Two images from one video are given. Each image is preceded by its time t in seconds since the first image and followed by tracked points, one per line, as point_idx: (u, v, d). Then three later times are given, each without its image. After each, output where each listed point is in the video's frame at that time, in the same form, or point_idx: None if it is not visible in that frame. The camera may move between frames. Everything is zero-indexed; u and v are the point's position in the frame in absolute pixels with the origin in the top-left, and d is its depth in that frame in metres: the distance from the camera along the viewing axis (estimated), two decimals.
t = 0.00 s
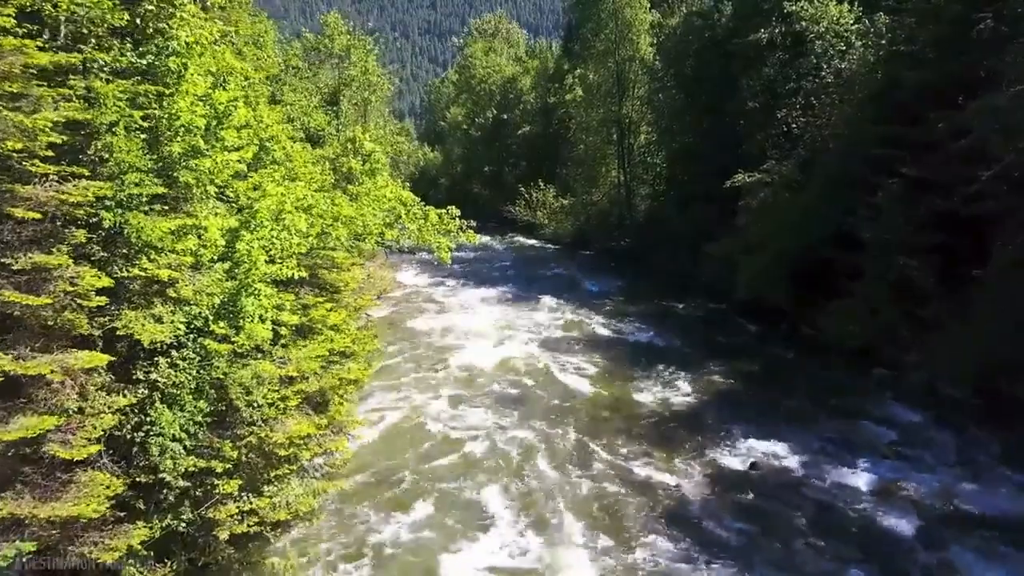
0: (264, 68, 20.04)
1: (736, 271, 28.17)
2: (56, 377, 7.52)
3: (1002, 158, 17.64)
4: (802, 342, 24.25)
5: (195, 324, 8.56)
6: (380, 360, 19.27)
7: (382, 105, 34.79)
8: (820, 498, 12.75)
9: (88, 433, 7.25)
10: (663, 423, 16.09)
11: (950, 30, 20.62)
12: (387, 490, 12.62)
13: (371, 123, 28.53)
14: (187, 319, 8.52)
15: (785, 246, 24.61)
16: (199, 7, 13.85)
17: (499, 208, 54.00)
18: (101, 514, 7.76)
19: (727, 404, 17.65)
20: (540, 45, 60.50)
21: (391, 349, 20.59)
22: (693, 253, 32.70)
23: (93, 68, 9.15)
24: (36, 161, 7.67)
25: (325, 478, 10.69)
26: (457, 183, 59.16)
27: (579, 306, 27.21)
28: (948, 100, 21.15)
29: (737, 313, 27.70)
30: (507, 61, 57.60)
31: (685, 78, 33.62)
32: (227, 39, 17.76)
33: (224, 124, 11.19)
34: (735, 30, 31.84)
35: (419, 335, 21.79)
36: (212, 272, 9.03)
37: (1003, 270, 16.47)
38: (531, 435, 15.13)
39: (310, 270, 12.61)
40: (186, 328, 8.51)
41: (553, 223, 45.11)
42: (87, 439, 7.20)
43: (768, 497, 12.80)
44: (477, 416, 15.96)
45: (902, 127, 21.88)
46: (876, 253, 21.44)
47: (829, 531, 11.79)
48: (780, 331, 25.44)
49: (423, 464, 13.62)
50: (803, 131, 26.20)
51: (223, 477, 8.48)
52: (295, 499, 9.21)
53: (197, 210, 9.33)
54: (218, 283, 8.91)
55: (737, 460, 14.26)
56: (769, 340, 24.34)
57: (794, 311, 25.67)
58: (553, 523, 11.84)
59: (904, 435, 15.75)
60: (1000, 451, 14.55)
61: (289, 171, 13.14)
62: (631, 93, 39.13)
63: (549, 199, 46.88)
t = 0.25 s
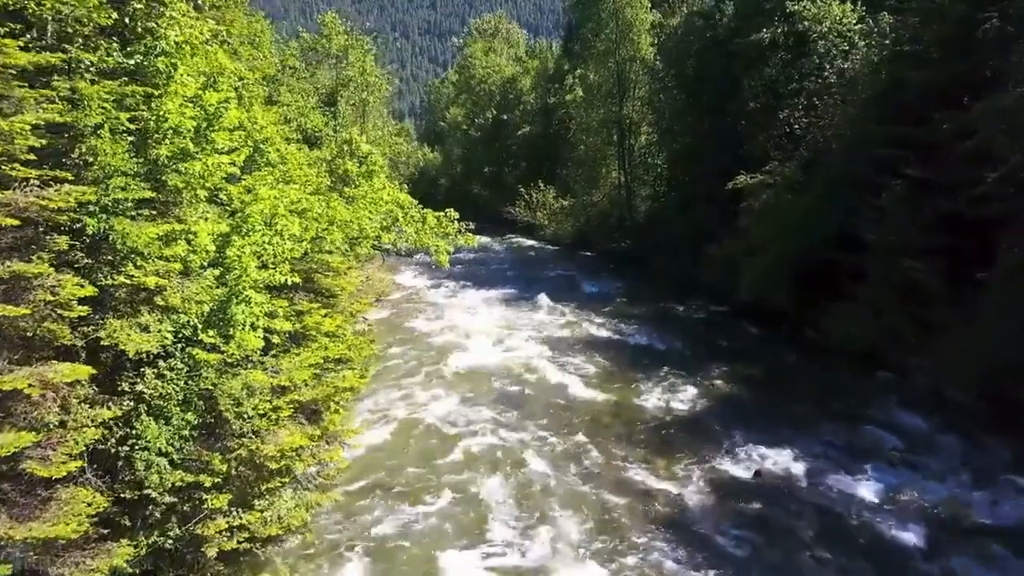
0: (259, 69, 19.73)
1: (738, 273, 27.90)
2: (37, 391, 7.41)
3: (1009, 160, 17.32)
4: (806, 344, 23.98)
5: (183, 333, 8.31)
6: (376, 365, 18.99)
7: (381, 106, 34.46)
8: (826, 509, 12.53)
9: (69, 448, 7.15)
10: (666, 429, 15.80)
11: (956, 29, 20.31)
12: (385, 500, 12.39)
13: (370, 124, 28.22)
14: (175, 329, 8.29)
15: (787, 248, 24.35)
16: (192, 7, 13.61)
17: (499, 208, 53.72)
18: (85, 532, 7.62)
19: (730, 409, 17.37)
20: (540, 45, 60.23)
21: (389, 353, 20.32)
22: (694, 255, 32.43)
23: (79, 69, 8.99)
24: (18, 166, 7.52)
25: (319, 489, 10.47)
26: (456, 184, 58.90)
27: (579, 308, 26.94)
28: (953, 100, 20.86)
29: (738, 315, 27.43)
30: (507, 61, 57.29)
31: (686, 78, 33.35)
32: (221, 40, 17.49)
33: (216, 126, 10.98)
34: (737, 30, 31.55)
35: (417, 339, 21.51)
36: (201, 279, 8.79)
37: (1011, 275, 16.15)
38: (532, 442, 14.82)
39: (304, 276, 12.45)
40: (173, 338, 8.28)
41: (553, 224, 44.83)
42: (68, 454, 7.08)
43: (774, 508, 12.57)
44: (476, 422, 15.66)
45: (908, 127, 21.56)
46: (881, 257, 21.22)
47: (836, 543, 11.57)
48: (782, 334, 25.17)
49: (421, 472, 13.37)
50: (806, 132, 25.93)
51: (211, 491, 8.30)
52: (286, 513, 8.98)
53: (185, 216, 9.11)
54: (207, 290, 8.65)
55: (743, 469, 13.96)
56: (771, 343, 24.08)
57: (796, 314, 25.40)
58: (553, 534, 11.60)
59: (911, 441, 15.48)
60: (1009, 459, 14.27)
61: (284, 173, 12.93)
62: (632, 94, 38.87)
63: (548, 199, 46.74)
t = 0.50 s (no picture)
0: (254, 69, 19.44)
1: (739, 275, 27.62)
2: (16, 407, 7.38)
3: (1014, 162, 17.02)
4: (808, 347, 23.73)
5: (171, 342, 8.10)
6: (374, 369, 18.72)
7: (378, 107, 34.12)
8: (831, 519, 12.31)
9: (49, 465, 7.12)
10: (668, 435, 15.53)
11: (962, 28, 20.02)
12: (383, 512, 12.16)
13: (367, 125, 27.91)
14: (162, 338, 8.07)
15: (789, 250, 24.09)
16: (183, 7, 13.37)
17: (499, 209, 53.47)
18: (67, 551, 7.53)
19: (733, 414, 17.12)
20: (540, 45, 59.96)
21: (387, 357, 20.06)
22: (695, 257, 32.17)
23: (64, 70, 8.92)
24: None
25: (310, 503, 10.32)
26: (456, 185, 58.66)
27: (579, 311, 26.70)
28: (958, 100, 20.54)
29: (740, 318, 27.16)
30: (507, 61, 57.01)
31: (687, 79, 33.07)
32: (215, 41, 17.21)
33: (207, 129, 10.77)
34: (738, 30, 31.27)
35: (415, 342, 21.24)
36: (189, 286, 8.58)
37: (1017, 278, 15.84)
38: (531, 450, 14.59)
39: (299, 283, 12.39)
40: (160, 348, 8.06)
41: (553, 225, 44.55)
42: (46, 473, 7.07)
43: (778, 518, 12.33)
44: (474, 429, 15.39)
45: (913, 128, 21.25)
46: (884, 260, 20.94)
47: (843, 554, 11.34)
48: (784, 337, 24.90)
49: (418, 483, 13.15)
50: (808, 132, 25.66)
51: (199, 506, 8.21)
52: (278, 529, 8.87)
53: (174, 220, 8.91)
54: (195, 297, 8.44)
55: (747, 478, 13.69)
56: (773, 346, 23.83)
57: (799, 317, 25.13)
58: (550, 547, 11.40)
59: (917, 449, 15.18)
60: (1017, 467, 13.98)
61: (277, 175, 12.77)
62: (633, 94, 38.60)
63: (548, 200, 46.54)
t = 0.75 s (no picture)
0: (248, 70, 19.17)
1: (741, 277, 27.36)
2: None
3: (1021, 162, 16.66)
4: (810, 350, 23.47)
5: (156, 352, 7.96)
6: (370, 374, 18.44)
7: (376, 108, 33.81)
8: (837, 527, 12.10)
9: (26, 482, 7.06)
10: (669, 442, 15.27)
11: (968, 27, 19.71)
12: (379, 523, 11.93)
13: (365, 126, 27.61)
14: (148, 348, 7.93)
15: (791, 252, 23.86)
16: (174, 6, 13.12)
17: (498, 210, 53.20)
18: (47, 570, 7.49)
19: (736, 420, 16.82)
20: (540, 45, 59.70)
21: (384, 361, 19.77)
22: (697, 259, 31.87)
23: (48, 69, 8.89)
24: None
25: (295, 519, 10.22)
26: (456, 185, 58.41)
27: (579, 313, 26.41)
28: (963, 100, 20.22)
29: (743, 320, 26.86)
30: (507, 61, 56.69)
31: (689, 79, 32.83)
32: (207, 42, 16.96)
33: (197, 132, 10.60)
34: (740, 30, 30.98)
35: (413, 346, 20.98)
36: (177, 293, 8.42)
37: None
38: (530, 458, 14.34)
39: (294, 292, 12.48)
40: (146, 358, 7.95)
41: (553, 225, 44.27)
42: (23, 489, 7.01)
43: (783, 527, 12.09)
44: (472, 436, 15.14)
45: (918, 128, 20.96)
46: (887, 262, 20.64)
47: (850, 566, 11.08)
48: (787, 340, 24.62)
49: (414, 491, 12.91)
50: (811, 133, 25.37)
51: (186, 522, 8.30)
52: (269, 543, 8.95)
53: (163, 224, 8.75)
54: (183, 305, 8.26)
55: (749, 484, 13.49)
56: (775, 349, 23.55)
57: (802, 320, 24.84)
58: (546, 556, 11.24)
59: (924, 453, 14.99)
60: None
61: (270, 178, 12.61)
62: (633, 95, 38.34)
63: (548, 201, 46.30)
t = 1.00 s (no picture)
0: (243, 71, 18.92)
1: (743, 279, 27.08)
2: None
3: None
4: (813, 353, 23.23)
5: (141, 362, 7.94)
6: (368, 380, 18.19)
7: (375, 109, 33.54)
8: (843, 536, 11.91)
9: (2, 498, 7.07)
10: (671, 451, 15.01)
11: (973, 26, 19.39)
12: (374, 536, 11.67)
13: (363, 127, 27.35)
14: (133, 357, 7.92)
15: (793, 255, 23.61)
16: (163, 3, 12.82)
17: (498, 211, 52.93)
18: None
19: (741, 427, 16.58)
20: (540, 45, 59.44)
21: (381, 365, 19.51)
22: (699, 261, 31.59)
23: (33, 67, 9.01)
24: None
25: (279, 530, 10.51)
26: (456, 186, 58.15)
27: (579, 315, 26.14)
28: (968, 100, 19.92)
29: (745, 323, 26.58)
30: (506, 61, 56.40)
31: (690, 78, 32.64)
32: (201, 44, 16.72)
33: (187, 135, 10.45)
34: (742, 29, 30.72)
35: (410, 350, 20.71)
36: (164, 300, 8.35)
37: None
38: (530, 467, 14.11)
39: (288, 301, 12.65)
40: (132, 368, 7.95)
41: (553, 227, 44.00)
42: None
43: (788, 537, 11.88)
44: (471, 445, 14.90)
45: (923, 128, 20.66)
46: (891, 267, 20.42)
47: None
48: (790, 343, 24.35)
49: (410, 502, 12.66)
50: (814, 134, 25.10)
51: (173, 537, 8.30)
52: (258, 558, 9.00)
53: (152, 229, 8.71)
54: (170, 311, 8.13)
55: (750, 492, 13.37)
56: (778, 353, 23.28)
57: (804, 322, 24.56)
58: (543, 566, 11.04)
59: (931, 463, 14.81)
60: None
61: (263, 180, 12.51)
62: (634, 95, 38.10)
63: (548, 202, 46.05)
